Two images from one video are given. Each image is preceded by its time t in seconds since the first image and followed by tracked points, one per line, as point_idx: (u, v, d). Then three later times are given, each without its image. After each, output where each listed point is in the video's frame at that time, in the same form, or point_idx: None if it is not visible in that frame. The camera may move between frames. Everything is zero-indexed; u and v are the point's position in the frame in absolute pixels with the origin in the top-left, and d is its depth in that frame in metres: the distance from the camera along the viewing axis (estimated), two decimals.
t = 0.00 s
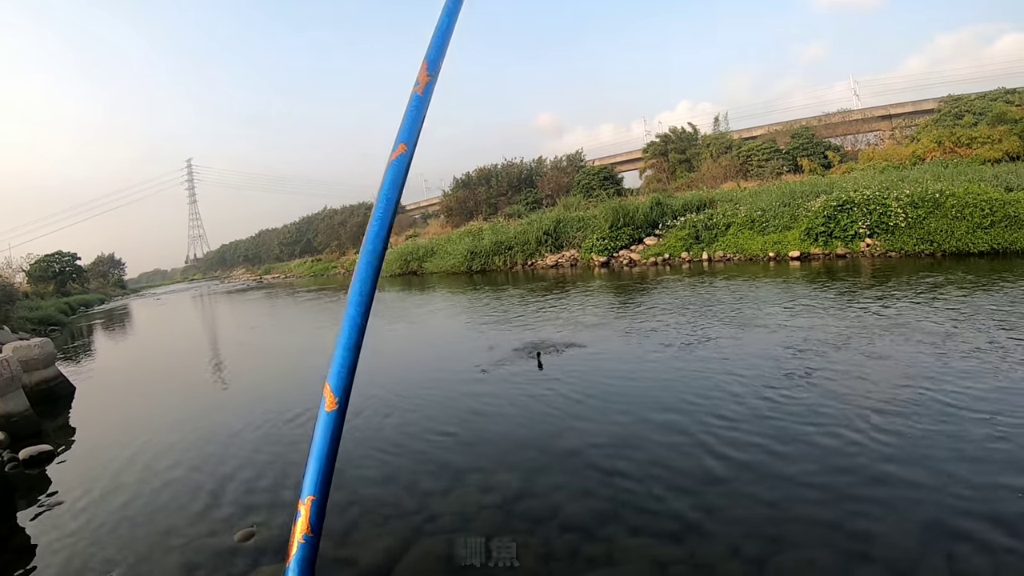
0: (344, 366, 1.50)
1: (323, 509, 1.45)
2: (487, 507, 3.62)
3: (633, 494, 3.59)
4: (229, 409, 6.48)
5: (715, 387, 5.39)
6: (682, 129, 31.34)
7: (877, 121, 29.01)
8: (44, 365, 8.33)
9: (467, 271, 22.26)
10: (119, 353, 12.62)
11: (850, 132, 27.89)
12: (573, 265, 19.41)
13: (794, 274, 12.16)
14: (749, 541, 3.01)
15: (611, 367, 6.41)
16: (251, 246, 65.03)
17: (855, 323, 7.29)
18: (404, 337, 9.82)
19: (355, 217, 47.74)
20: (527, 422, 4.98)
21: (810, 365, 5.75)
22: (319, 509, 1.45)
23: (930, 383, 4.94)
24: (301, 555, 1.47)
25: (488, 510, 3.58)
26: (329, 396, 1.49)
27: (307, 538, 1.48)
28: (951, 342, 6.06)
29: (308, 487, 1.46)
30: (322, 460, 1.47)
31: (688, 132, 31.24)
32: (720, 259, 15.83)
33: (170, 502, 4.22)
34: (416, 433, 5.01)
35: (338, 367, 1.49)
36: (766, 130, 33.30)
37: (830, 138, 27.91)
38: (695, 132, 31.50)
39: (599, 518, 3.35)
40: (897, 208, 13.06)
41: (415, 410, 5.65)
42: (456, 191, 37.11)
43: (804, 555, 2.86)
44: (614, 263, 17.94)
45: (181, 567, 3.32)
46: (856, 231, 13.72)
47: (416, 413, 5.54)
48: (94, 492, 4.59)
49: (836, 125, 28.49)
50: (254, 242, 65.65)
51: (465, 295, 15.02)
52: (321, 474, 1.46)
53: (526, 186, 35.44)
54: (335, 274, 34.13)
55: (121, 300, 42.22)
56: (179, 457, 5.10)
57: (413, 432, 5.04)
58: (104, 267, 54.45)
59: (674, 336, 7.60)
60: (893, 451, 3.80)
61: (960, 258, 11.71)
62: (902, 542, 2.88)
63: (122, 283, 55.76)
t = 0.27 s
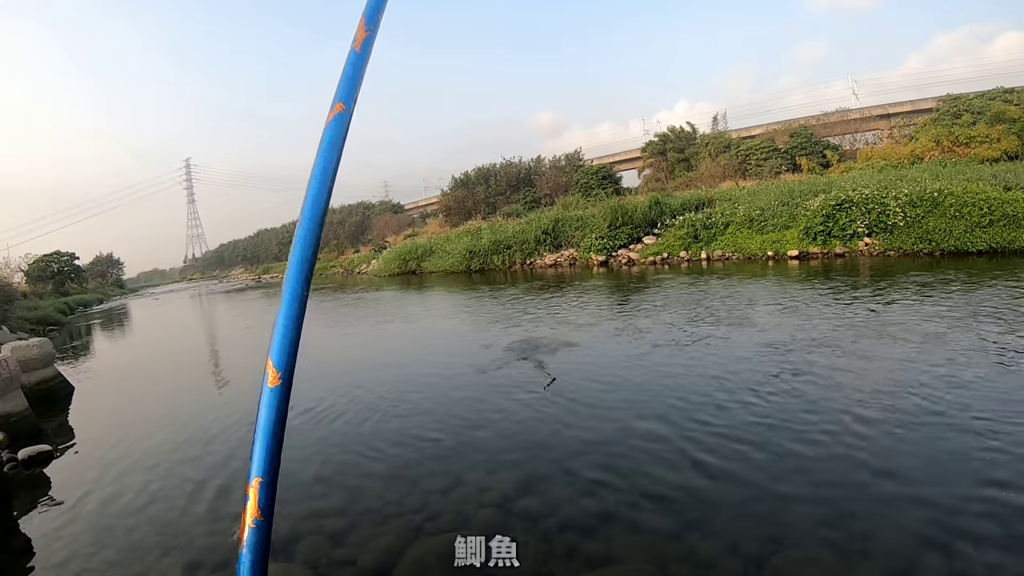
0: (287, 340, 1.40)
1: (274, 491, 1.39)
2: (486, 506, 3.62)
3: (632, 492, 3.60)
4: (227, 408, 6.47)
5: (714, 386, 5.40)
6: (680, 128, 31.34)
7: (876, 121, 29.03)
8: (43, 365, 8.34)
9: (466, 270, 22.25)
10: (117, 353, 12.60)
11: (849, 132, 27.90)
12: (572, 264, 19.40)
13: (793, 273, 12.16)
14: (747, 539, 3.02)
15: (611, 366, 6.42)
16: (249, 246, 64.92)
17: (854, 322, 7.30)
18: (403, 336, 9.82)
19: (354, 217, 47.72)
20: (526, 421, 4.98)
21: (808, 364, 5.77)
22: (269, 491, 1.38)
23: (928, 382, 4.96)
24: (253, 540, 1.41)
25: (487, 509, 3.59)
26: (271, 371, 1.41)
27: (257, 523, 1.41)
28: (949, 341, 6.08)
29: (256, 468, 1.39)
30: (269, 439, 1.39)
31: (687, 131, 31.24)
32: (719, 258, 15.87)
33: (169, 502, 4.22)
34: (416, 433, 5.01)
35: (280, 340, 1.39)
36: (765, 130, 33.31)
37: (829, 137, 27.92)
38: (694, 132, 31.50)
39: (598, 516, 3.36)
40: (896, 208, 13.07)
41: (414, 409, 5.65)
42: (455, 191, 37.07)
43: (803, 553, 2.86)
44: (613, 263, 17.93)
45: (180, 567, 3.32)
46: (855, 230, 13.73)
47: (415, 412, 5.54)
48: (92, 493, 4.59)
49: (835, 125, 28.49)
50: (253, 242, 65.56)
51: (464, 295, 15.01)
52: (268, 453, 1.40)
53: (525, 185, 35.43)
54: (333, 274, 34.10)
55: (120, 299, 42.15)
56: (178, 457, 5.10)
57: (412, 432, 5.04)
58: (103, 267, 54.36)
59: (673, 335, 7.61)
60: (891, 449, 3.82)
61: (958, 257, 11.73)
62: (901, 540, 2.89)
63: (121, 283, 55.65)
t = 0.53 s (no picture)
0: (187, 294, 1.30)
1: (184, 464, 1.39)
2: (486, 505, 3.62)
3: (631, 491, 3.60)
4: (226, 407, 6.46)
5: (713, 385, 5.40)
6: (680, 127, 31.33)
7: (875, 120, 29.06)
8: (42, 364, 8.33)
9: (465, 269, 22.25)
10: (114, 351, 12.58)
11: (848, 131, 27.91)
12: (571, 263, 19.40)
13: (792, 272, 12.16)
14: (747, 538, 3.03)
15: (610, 365, 6.42)
16: (248, 245, 64.86)
17: (853, 321, 7.30)
18: (402, 335, 9.81)
19: (353, 215, 47.69)
20: (525, 420, 4.99)
21: (808, 363, 5.77)
22: (180, 466, 1.39)
23: (927, 381, 4.96)
24: (167, 516, 1.41)
25: (487, 508, 3.59)
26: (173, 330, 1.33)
27: (170, 500, 1.41)
28: (949, 340, 6.09)
29: (163, 442, 1.37)
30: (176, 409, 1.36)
31: (686, 130, 31.24)
32: (718, 257, 15.89)
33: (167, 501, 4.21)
34: (415, 431, 5.01)
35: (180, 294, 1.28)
36: (764, 129, 33.32)
37: (828, 136, 27.92)
38: (693, 131, 31.50)
39: (598, 515, 3.36)
40: (895, 207, 13.08)
41: (413, 408, 5.65)
42: (454, 189, 37.04)
43: (803, 553, 2.87)
44: (612, 262, 17.93)
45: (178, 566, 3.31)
46: (854, 230, 13.74)
47: (414, 411, 5.54)
48: (91, 491, 4.58)
49: (835, 124, 28.49)
50: (252, 241, 65.50)
51: (463, 293, 15.01)
52: (177, 428, 1.39)
53: (524, 184, 35.42)
54: (332, 272, 34.09)
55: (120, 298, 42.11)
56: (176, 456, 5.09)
57: (411, 430, 5.04)
58: (102, 265, 54.28)
59: (672, 334, 7.60)
60: (890, 448, 3.82)
61: (957, 257, 11.74)
62: (900, 539, 2.90)
63: (119, 281, 55.55)
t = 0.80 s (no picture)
0: None
1: None
2: (484, 503, 3.63)
3: (629, 490, 3.60)
4: (222, 404, 6.46)
5: (711, 384, 5.41)
6: (679, 126, 31.33)
7: (874, 120, 29.09)
8: (42, 360, 8.29)
9: (463, 267, 22.24)
10: (111, 348, 12.55)
11: (847, 131, 27.93)
12: (570, 261, 19.41)
13: (790, 272, 12.18)
14: (744, 537, 3.03)
15: (608, 363, 6.43)
16: (246, 241, 64.78)
17: (851, 321, 7.32)
18: (400, 332, 9.81)
19: (351, 212, 47.62)
20: (524, 418, 4.99)
21: (806, 363, 5.78)
22: None
23: (924, 381, 4.98)
24: None
25: (485, 506, 3.59)
26: None
27: None
28: (946, 340, 6.10)
29: None
30: None
31: (685, 129, 31.23)
32: (716, 256, 15.92)
33: (164, 498, 4.21)
34: (413, 429, 5.02)
35: None
36: (763, 128, 33.35)
37: (827, 136, 27.93)
38: (693, 129, 31.50)
39: (596, 514, 3.37)
40: (894, 207, 13.09)
41: (411, 405, 5.65)
42: (453, 187, 37.00)
43: (800, 552, 2.88)
44: (610, 260, 17.94)
45: (176, 564, 3.31)
46: (853, 229, 13.76)
47: (412, 409, 5.54)
48: (88, 488, 4.58)
49: (834, 124, 28.50)
50: (250, 237, 65.39)
51: (462, 291, 15.01)
52: None
53: (523, 182, 35.40)
54: (331, 269, 34.06)
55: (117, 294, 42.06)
56: (173, 453, 5.08)
57: (409, 428, 5.05)
58: (100, 261, 54.15)
59: (670, 332, 7.61)
60: (887, 448, 3.84)
61: (956, 257, 11.76)
62: (897, 539, 2.91)
63: (117, 277, 55.42)
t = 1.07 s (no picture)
0: None
1: None
2: (482, 504, 3.63)
3: (627, 492, 3.60)
4: (222, 403, 6.47)
5: (711, 388, 5.41)
6: (681, 130, 31.35)
7: (876, 126, 29.11)
8: (41, 357, 8.30)
9: (464, 269, 22.25)
10: (112, 346, 12.58)
11: (849, 137, 27.92)
12: (571, 264, 19.41)
13: (791, 277, 12.16)
14: (742, 541, 3.03)
15: (608, 365, 6.44)
16: (248, 242, 64.85)
17: (852, 326, 7.30)
18: (401, 334, 9.83)
19: (353, 213, 47.68)
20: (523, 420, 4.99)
21: (807, 367, 5.77)
22: None
23: (925, 387, 4.97)
24: None
25: (484, 507, 3.59)
26: None
27: None
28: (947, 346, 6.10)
29: None
30: None
31: (687, 133, 31.26)
32: (717, 260, 15.95)
33: (164, 496, 4.21)
34: (412, 430, 5.01)
35: None
36: (766, 133, 33.37)
37: (828, 141, 27.94)
38: (695, 134, 31.52)
39: (594, 516, 3.36)
40: (895, 212, 13.08)
41: (411, 406, 5.65)
42: (454, 189, 37.04)
43: (798, 556, 2.87)
44: (611, 263, 17.94)
45: (173, 562, 3.31)
46: (854, 234, 13.75)
47: (411, 409, 5.54)
48: (86, 486, 4.58)
49: (836, 129, 28.49)
50: (252, 237, 65.45)
51: (462, 293, 15.01)
52: None
53: (525, 184, 35.43)
54: (332, 270, 34.08)
55: (119, 292, 42.10)
56: (172, 451, 5.10)
57: (408, 429, 5.04)
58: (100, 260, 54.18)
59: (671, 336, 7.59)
60: (886, 453, 3.83)
61: (957, 264, 11.75)
62: (895, 544, 2.90)
63: (118, 276, 55.46)
